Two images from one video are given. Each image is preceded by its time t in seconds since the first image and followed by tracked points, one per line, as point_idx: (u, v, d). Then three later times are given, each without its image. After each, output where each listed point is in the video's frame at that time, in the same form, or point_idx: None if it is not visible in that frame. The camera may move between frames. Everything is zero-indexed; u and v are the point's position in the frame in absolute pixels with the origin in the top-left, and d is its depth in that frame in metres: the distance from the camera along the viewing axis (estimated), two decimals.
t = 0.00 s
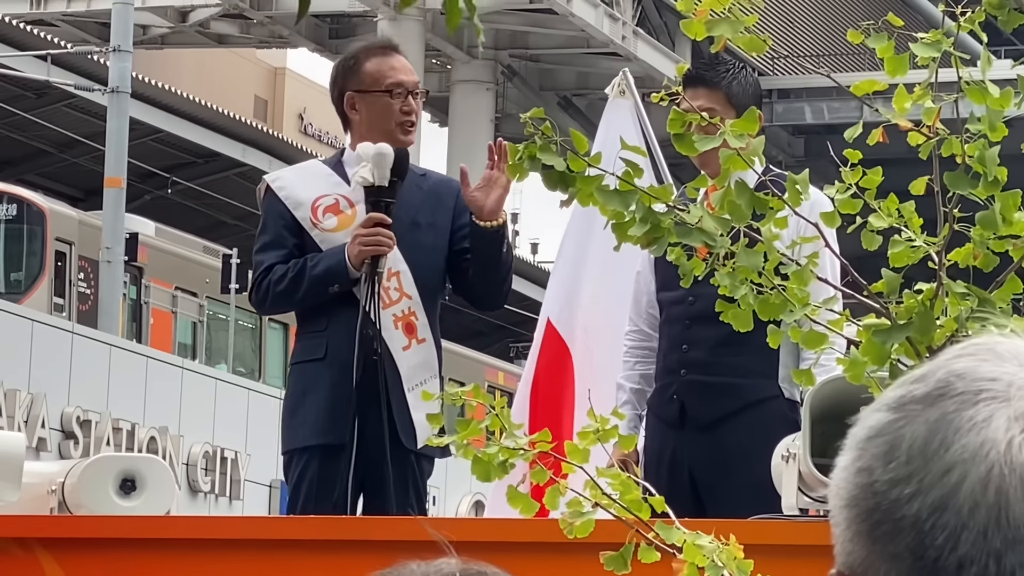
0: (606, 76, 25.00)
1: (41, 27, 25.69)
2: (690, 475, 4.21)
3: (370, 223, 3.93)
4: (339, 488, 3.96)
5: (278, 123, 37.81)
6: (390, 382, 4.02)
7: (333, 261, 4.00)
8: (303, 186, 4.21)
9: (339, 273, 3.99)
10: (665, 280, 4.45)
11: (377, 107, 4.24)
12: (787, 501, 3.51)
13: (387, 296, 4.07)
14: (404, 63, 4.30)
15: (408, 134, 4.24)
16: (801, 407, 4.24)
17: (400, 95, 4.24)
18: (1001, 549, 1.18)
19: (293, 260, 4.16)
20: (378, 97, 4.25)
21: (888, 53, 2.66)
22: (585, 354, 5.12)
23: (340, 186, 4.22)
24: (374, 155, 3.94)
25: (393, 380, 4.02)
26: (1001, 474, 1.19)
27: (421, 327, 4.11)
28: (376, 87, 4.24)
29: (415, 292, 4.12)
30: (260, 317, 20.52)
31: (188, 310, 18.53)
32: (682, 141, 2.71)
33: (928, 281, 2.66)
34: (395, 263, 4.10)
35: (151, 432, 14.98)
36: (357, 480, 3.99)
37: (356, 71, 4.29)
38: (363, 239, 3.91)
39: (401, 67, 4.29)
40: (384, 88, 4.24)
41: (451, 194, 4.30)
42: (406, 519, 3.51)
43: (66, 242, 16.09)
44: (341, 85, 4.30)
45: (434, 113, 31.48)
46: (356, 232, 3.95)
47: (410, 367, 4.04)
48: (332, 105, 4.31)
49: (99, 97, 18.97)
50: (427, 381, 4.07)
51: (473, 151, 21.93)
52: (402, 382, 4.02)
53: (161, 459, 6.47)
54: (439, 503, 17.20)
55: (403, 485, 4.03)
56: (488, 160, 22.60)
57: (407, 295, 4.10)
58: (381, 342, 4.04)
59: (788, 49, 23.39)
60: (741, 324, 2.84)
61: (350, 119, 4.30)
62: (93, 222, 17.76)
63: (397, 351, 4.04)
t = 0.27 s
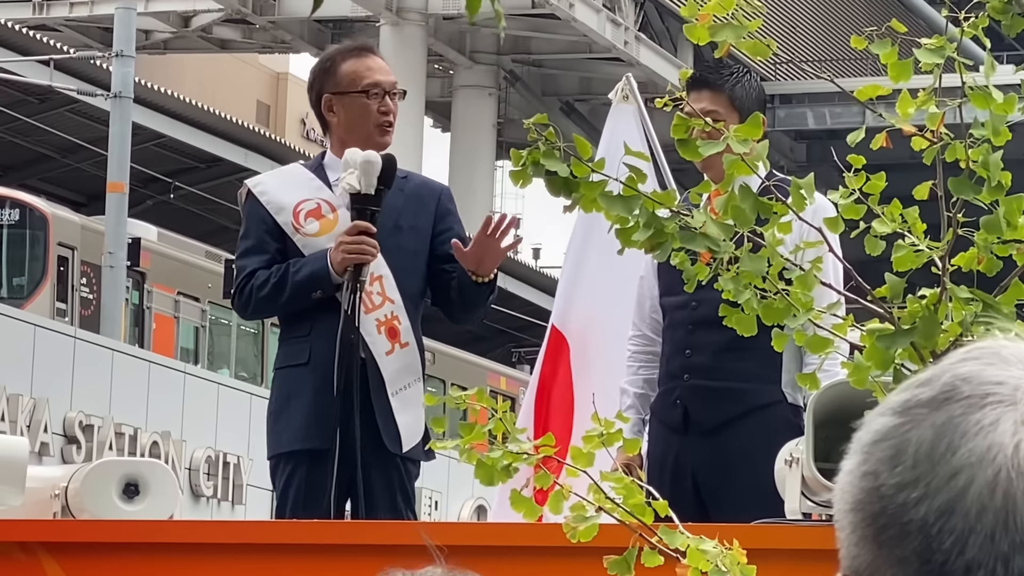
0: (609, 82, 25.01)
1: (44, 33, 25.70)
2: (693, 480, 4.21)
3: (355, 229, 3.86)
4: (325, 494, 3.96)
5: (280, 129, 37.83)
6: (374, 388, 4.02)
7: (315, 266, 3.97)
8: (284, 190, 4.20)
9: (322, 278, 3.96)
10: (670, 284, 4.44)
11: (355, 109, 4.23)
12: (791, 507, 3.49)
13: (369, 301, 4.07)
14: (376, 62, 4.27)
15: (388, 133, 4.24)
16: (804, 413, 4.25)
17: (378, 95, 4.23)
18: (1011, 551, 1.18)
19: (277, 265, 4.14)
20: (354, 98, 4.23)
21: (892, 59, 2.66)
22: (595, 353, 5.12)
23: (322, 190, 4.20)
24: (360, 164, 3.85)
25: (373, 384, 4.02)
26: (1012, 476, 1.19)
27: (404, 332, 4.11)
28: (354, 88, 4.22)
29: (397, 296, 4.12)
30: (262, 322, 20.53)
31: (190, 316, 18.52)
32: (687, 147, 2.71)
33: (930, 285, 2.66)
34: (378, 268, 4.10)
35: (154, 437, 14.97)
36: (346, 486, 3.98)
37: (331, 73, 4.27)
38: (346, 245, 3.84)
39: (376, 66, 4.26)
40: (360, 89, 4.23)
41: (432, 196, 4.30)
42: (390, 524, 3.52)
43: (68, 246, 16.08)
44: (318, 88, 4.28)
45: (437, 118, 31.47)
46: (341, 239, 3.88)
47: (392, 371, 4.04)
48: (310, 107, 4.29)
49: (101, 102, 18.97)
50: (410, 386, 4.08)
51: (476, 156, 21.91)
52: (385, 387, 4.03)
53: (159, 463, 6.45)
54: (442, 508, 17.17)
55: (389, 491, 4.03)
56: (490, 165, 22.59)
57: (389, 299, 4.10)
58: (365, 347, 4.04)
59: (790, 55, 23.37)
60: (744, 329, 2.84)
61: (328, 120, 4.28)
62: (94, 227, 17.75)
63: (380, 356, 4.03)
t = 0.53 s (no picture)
0: (613, 88, 24.99)
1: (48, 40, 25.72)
2: (697, 487, 4.20)
3: (348, 241, 3.87)
4: (323, 502, 3.95)
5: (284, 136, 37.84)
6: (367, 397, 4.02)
7: (305, 278, 3.96)
8: (274, 197, 4.19)
9: (313, 289, 3.95)
10: (675, 290, 4.43)
11: (343, 112, 4.24)
12: (796, 513, 3.49)
13: (361, 310, 4.07)
14: (363, 66, 4.30)
15: (376, 137, 4.24)
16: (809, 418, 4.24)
17: (365, 98, 4.25)
18: None
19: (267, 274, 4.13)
20: (342, 102, 4.25)
21: (901, 65, 2.65)
22: (602, 350, 5.13)
23: (311, 197, 4.19)
24: (352, 175, 3.87)
25: (368, 395, 4.03)
26: (1022, 484, 1.15)
27: (396, 339, 4.11)
28: (341, 91, 4.24)
29: (389, 304, 4.12)
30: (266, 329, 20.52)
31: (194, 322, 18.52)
32: (693, 153, 2.71)
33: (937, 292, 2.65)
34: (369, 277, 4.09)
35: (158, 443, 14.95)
36: (340, 494, 3.98)
37: (318, 78, 4.29)
38: (338, 259, 3.85)
39: (362, 70, 4.29)
40: (348, 92, 4.25)
41: (420, 199, 4.29)
42: (395, 531, 3.52)
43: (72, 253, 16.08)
44: (306, 94, 4.30)
45: (440, 125, 31.45)
46: (334, 250, 3.90)
47: (385, 380, 4.05)
48: (298, 114, 4.30)
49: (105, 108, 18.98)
50: (401, 395, 4.07)
51: (480, 163, 21.90)
52: (377, 397, 4.03)
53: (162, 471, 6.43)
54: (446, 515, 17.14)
55: (384, 500, 4.02)
56: (493, 171, 22.58)
57: (381, 307, 4.10)
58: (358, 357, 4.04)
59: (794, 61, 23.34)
60: (750, 335, 2.83)
61: (316, 126, 4.29)
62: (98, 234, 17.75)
63: (372, 366, 4.04)
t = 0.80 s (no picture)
0: (615, 93, 24.97)
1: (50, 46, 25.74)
2: (700, 492, 4.20)
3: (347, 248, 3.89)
4: (330, 508, 3.95)
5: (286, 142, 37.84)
6: (381, 398, 4.03)
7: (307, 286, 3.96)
8: (263, 210, 4.17)
9: (316, 297, 3.95)
10: (677, 296, 4.44)
11: (322, 121, 4.23)
12: (799, 518, 3.49)
13: (365, 314, 4.06)
14: (337, 73, 4.27)
15: (356, 144, 4.25)
16: (811, 424, 4.24)
17: (343, 106, 4.24)
18: None
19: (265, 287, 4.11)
20: (320, 112, 4.23)
21: (904, 70, 2.65)
22: (608, 355, 5.14)
23: (301, 206, 4.19)
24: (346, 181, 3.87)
25: (378, 401, 4.02)
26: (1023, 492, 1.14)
27: (401, 341, 4.11)
28: (317, 101, 4.23)
29: (391, 306, 4.13)
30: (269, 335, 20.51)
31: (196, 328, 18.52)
32: (698, 158, 2.71)
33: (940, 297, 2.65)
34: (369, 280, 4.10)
35: (161, 449, 14.93)
36: (345, 499, 3.99)
37: (293, 88, 4.27)
38: (337, 266, 3.87)
39: (336, 77, 4.27)
40: (325, 102, 4.23)
41: (408, 196, 4.28)
42: (398, 537, 3.52)
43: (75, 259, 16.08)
44: (282, 105, 4.28)
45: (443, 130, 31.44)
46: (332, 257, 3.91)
47: (394, 384, 4.05)
48: (276, 125, 4.29)
49: (107, 114, 18.99)
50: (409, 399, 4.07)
51: (481, 168, 21.88)
52: (390, 400, 4.03)
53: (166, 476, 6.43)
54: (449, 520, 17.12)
55: (393, 504, 4.01)
56: (495, 177, 22.61)
57: (383, 310, 4.10)
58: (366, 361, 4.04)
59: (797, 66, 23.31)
60: (753, 341, 2.83)
61: (296, 136, 4.28)
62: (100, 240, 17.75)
63: (382, 368, 4.04)
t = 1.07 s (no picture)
0: (617, 101, 24.96)
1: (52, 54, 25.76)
2: (704, 499, 4.20)
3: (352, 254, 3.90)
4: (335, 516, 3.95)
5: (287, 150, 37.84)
6: (394, 405, 4.03)
7: (314, 296, 3.95)
8: (259, 224, 4.14)
9: (323, 306, 3.95)
10: (679, 303, 4.43)
11: (312, 131, 4.24)
12: (802, 526, 3.49)
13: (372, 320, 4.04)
14: (323, 83, 4.30)
15: (346, 152, 4.26)
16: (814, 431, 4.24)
17: (332, 114, 4.25)
18: None
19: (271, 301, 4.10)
20: (309, 121, 4.24)
21: (906, 77, 2.66)
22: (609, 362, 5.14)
23: (299, 217, 4.18)
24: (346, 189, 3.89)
25: (386, 408, 4.02)
26: None
27: (408, 345, 4.11)
28: (306, 110, 4.24)
29: (396, 310, 4.11)
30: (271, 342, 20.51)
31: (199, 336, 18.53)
32: (699, 166, 2.70)
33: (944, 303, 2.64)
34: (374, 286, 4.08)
35: (164, 457, 14.92)
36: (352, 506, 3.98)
37: (281, 100, 4.29)
38: (344, 273, 3.88)
39: (323, 87, 4.29)
40: (314, 111, 4.24)
41: (401, 201, 4.30)
42: (404, 545, 3.51)
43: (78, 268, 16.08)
44: (271, 117, 4.29)
45: (444, 138, 31.45)
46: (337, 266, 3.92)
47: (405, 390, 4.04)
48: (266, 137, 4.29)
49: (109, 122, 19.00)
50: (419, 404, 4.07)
51: (484, 176, 21.88)
52: (402, 405, 4.03)
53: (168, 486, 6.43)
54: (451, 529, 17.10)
55: (402, 511, 4.01)
56: (498, 184, 22.61)
57: (390, 315, 4.08)
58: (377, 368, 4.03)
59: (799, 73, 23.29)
60: (755, 348, 2.82)
61: (285, 148, 4.29)
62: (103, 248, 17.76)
63: (394, 372, 4.04)
